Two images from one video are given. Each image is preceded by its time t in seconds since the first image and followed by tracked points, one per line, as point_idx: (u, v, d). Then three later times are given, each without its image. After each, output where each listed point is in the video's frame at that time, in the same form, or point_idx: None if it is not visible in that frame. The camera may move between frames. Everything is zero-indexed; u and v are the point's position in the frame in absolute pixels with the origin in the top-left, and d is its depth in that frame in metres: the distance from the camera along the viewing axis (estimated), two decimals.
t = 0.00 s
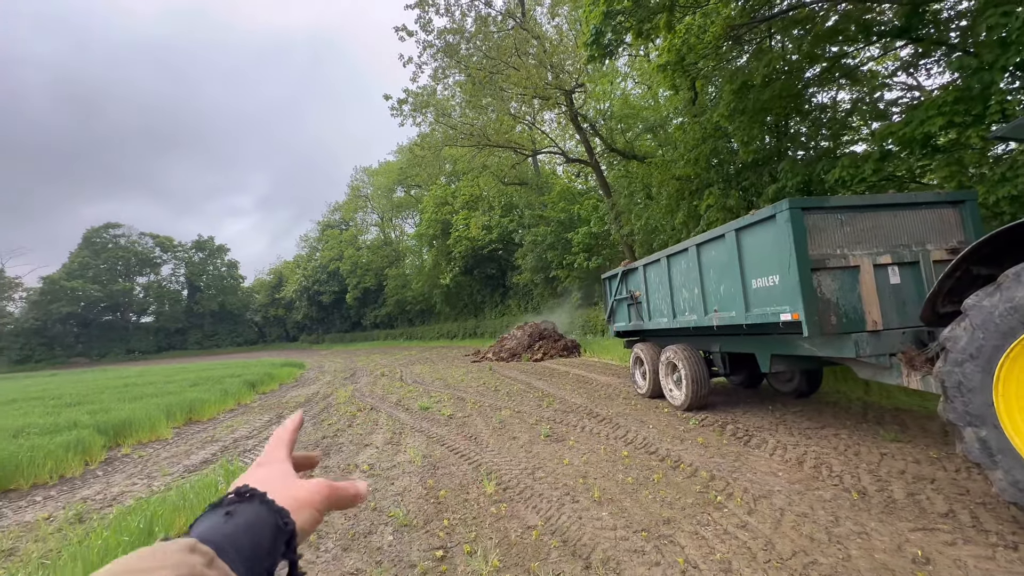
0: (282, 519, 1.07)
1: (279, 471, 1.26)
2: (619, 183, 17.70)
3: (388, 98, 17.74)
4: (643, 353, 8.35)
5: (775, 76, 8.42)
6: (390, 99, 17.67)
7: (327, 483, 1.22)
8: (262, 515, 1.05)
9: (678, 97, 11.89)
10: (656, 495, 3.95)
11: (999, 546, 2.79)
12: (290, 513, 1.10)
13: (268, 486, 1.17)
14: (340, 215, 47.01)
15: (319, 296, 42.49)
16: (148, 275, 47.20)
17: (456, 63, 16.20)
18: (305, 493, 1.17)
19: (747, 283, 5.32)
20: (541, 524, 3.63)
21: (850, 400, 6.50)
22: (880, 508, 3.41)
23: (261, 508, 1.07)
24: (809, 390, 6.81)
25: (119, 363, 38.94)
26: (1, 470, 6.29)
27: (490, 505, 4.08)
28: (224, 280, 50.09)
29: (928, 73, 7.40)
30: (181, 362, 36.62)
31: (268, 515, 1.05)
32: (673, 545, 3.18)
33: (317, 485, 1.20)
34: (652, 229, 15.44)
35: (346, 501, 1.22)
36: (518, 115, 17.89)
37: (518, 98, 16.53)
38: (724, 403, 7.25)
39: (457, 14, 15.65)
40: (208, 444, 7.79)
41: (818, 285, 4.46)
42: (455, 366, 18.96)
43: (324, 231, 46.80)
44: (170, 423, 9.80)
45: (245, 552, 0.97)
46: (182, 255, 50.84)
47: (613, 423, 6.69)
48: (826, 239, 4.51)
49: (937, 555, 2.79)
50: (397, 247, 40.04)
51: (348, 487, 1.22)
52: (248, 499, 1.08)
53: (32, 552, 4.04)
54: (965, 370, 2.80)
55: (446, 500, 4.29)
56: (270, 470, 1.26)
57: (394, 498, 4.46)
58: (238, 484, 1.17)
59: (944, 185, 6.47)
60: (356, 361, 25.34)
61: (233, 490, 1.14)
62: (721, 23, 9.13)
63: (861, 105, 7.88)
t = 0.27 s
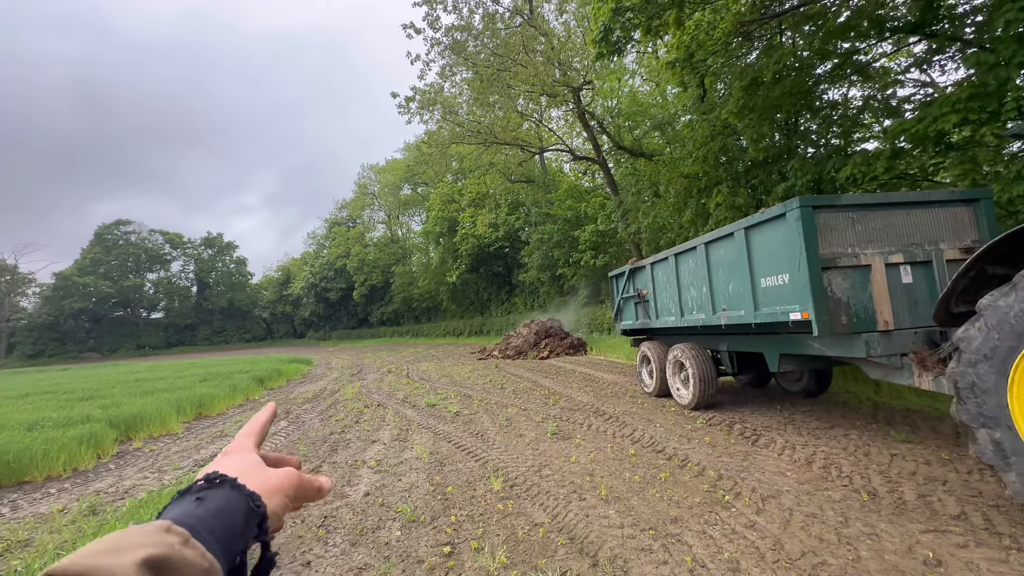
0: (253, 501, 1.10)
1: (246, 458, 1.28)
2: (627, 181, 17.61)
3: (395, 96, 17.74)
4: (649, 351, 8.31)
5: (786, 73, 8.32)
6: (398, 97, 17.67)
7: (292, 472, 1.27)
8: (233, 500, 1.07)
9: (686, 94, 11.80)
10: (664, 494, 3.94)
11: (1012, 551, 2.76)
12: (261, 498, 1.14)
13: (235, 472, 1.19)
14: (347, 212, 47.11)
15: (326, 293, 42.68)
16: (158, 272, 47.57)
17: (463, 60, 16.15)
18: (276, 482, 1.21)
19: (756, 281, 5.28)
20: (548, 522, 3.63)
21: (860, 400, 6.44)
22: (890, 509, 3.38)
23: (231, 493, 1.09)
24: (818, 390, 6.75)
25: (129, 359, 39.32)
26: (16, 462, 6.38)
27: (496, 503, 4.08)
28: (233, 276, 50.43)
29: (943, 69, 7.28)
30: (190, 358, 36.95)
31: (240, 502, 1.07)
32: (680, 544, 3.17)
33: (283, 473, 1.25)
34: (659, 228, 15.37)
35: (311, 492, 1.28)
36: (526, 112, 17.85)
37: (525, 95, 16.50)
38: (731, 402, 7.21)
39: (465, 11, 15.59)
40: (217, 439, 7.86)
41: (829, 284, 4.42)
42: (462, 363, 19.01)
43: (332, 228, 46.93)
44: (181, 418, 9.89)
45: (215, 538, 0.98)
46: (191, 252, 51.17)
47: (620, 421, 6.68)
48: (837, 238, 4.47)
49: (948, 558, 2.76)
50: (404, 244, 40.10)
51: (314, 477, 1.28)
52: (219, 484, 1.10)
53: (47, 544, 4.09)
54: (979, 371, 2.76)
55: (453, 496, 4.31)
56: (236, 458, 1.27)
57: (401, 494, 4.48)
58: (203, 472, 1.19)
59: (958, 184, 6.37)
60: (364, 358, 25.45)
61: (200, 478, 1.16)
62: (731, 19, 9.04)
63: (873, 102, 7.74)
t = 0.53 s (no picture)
0: (281, 507, 1.09)
1: (273, 466, 1.27)
2: (634, 179, 17.53)
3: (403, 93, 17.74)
4: (656, 350, 8.28)
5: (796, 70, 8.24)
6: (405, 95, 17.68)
7: (318, 480, 1.27)
8: (262, 506, 1.07)
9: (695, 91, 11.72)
10: (670, 493, 3.92)
11: None
12: (288, 504, 1.13)
13: (262, 479, 1.18)
14: (354, 210, 47.18)
15: (333, 290, 42.87)
16: (167, 268, 47.94)
17: (470, 57, 16.09)
18: (302, 489, 1.20)
19: (765, 280, 5.24)
20: (554, 519, 3.62)
21: (869, 400, 6.38)
22: (901, 510, 3.35)
23: (259, 500, 1.08)
24: (827, 389, 6.69)
25: (139, 354, 39.69)
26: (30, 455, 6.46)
27: (503, 500, 4.08)
28: (241, 273, 50.73)
29: (957, 65, 7.19)
30: (199, 354, 37.24)
31: (268, 508, 1.06)
32: (687, 543, 3.15)
33: (310, 481, 1.24)
34: (666, 226, 15.30)
35: (336, 500, 1.26)
36: (532, 110, 17.79)
37: (532, 92, 16.43)
38: (738, 401, 7.16)
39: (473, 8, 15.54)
40: (226, 434, 7.90)
41: (839, 283, 4.37)
42: (468, 361, 19.04)
43: (339, 225, 47.03)
44: (191, 413, 9.97)
45: (245, 543, 0.97)
46: (200, 249, 51.52)
47: (627, 420, 6.66)
48: (848, 236, 4.42)
49: (960, 560, 2.72)
50: (411, 242, 40.16)
51: (338, 484, 1.27)
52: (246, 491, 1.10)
53: (59, 536, 4.13)
54: (993, 371, 2.71)
55: (459, 493, 4.31)
56: (263, 466, 1.27)
57: (408, 490, 4.49)
58: (232, 479, 1.19)
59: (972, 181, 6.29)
60: (371, 355, 25.54)
61: (228, 485, 1.15)
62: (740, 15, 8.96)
63: (884, 99, 7.64)
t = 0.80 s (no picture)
0: (311, 505, 1.08)
1: (303, 464, 1.26)
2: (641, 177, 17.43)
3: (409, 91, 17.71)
4: (663, 348, 8.24)
5: (805, 65, 8.13)
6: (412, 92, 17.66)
7: (347, 477, 1.25)
8: (293, 503, 1.05)
9: (703, 87, 11.63)
10: (677, 492, 3.89)
11: None
12: (317, 502, 1.12)
13: (292, 477, 1.17)
14: (361, 208, 47.20)
15: (340, 288, 43.02)
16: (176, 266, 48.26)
17: (477, 54, 16.00)
18: (331, 487, 1.18)
19: (774, 278, 5.19)
20: (559, 518, 3.60)
21: (879, 400, 6.31)
22: (911, 511, 3.30)
23: (290, 496, 1.07)
24: (836, 389, 6.63)
25: (149, 351, 40.01)
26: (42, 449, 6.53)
27: (508, 498, 4.07)
28: (249, 270, 50.99)
29: (971, 61, 7.12)
30: (208, 350, 37.49)
31: (298, 505, 1.04)
32: (694, 542, 3.12)
33: (339, 479, 1.23)
34: (673, 223, 15.21)
35: (365, 498, 1.25)
36: (539, 107, 17.72)
37: (539, 90, 16.34)
38: (746, 400, 7.11)
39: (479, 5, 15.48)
40: (234, 430, 7.94)
41: (849, 281, 4.32)
42: (475, 359, 19.04)
43: (345, 223, 47.10)
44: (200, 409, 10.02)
45: (278, 537, 0.96)
46: (208, 246, 51.82)
47: (633, 418, 6.63)
48: (859, 233, 4.36)
49: (972, 563, 2.68)
50: (417, 240, 40.20)
51: (367, 482, 1.25)
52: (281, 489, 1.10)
53: (70, 530, 4.16)
54: (1006, 371, 2.64)
55: (465, 490, 4.30)
56: (292, 463, 1.26)
57: (414, 487, 4.49)
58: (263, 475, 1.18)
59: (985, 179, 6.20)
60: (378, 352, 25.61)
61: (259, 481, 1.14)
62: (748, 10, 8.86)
63: (896, 95, 7.43)
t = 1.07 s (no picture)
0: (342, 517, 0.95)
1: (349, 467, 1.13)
2: (648, 174, 17.34)
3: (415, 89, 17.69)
4: (669, 346, 8.19)
5: (814, 61, 8.04)
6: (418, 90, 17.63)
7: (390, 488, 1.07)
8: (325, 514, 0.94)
9: (711, 84, 11.54)
10: (683, 490, 3.86)
11: None
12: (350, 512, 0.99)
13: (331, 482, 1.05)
14: (367, 206, 47.30)
15: (346, 285, 43.18)
16: (184, 263, 48.56)
17: (482, 52, 15.96)
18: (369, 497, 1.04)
19: (782, 276, 5.14)
20: (564, 515, 3.59)
21: (888, 399, 6.25)
22: (921, 512, 3.26)
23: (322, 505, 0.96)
24: (844, 388, 6.56)
25: (158, 347, 40.31)
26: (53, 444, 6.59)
27: (513, 495, 4.05)
28: (256, 268, 51.25)
29: (984, 55, 7.02)
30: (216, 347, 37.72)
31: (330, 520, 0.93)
32: (700, 541, 3.10)
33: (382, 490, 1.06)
34: (680, 221, 15.14)
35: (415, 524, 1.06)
36: (545, 104, 17.68)
37: (545, 87, 16.29)
38: (753, 399, 7.06)
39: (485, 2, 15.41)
40: (242, 426, 7.97)
41: (858, 279, 4.27)
42: (481, 356, 19.05)
43: (352, 221, 47.21)
44: (208, 405, 10.07)
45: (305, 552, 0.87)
46: (216, 244, 52.12)
47: (639, 416, 6.60)
48: (869, 231, 4.31)
49: (983, 565, 2.64)
50: (423, 238, 40.23)
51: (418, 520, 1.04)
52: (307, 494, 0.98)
53: (81, 523, 4.19)
54: (1018, 371, 2.59)
55: (470, 487, 4.29)
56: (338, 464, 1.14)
57: (420, 483, 4.49)
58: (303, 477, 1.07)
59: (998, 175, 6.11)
60: (384, 349, 25.68)
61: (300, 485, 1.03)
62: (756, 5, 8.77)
63: (907, 90, 7.44)
